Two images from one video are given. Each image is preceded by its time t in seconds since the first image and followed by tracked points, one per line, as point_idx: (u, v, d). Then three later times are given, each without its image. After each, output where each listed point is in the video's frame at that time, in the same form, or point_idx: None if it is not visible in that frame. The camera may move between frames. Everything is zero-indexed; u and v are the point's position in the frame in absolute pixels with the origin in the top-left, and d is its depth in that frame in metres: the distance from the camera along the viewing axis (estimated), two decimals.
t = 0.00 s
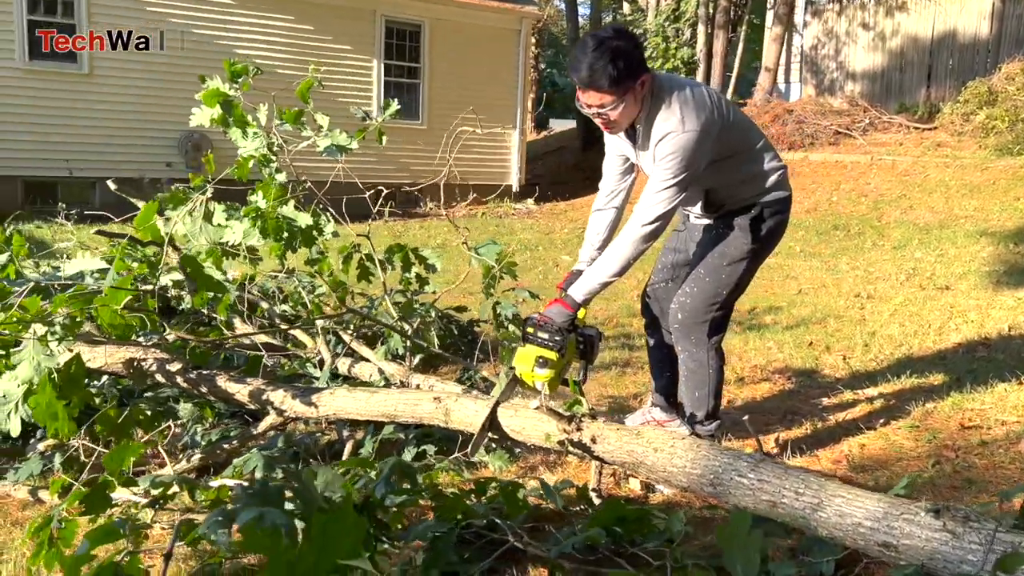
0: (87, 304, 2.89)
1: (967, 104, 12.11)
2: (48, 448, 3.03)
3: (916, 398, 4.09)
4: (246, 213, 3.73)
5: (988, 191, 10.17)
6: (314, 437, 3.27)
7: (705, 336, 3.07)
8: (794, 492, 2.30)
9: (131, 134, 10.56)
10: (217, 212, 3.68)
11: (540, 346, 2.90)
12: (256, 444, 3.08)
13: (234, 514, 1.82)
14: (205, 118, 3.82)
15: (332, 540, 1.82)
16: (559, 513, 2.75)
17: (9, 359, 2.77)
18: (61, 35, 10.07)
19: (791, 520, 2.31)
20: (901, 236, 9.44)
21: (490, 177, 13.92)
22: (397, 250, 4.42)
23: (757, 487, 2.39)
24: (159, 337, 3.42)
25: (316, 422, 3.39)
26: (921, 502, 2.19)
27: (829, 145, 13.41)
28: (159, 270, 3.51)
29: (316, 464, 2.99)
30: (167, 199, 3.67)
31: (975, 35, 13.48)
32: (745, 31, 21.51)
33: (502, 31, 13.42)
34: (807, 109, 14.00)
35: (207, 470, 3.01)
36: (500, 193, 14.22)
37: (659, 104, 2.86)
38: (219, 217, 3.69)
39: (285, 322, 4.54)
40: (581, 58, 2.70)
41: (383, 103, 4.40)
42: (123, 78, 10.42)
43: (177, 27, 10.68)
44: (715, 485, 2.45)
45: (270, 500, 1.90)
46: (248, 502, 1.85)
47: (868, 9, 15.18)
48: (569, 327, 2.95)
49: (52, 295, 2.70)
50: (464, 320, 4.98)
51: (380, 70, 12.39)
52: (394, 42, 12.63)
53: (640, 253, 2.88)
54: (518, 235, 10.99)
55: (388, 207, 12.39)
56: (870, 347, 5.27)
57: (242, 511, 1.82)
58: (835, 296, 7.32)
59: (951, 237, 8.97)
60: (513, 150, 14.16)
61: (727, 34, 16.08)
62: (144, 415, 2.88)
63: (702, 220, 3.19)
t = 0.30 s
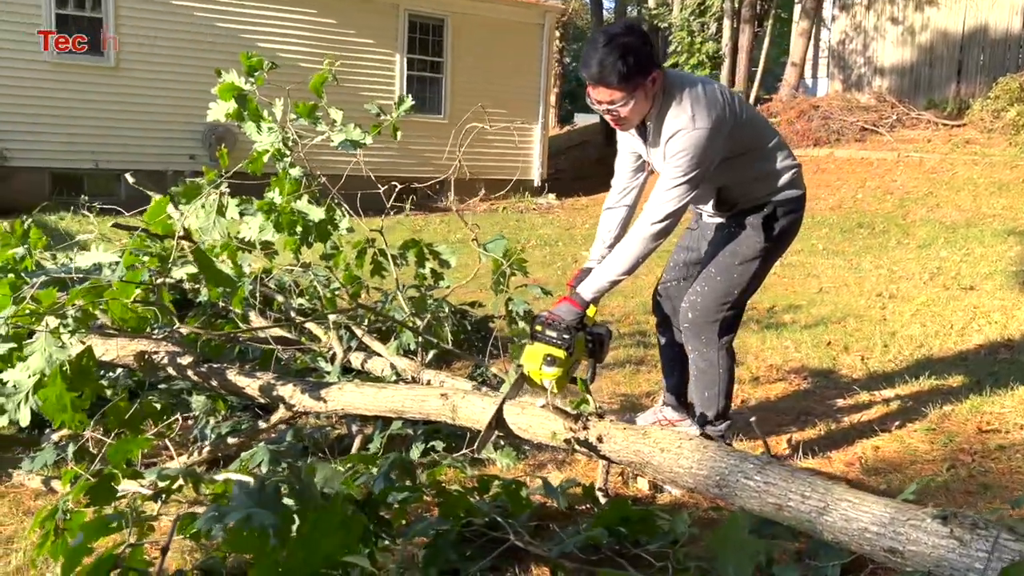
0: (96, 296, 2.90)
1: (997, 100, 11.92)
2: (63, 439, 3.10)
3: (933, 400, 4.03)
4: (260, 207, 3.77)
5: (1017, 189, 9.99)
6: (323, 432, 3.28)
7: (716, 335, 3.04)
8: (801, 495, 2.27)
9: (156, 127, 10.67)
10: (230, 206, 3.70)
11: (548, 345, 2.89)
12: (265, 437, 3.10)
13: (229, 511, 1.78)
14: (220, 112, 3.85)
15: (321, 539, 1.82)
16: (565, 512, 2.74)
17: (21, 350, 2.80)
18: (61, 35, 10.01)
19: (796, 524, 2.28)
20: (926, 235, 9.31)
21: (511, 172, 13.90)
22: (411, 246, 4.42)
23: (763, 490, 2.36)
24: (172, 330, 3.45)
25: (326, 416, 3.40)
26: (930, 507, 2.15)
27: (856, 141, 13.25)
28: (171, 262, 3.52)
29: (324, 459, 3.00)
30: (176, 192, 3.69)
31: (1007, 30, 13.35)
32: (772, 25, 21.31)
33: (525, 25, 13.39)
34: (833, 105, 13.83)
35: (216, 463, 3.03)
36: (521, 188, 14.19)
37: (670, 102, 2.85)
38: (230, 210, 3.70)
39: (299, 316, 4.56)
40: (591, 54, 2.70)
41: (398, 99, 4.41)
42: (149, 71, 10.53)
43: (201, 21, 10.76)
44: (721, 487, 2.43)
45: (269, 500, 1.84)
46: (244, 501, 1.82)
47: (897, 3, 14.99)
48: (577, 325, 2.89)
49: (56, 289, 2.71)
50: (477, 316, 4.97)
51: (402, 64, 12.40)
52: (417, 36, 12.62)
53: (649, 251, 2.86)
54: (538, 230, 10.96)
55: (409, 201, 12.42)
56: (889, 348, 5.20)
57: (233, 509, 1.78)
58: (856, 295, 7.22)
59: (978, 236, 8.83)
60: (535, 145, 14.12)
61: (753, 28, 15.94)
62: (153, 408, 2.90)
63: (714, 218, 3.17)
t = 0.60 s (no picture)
0: (107, 285, 2.94)
1: None
2: (79, 427, 3.17)
3: (951, 398, 3.97)
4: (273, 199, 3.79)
5: None
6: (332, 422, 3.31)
7: (724, 330, 3.02)
8: (805, 492, 2.25)
9: (181, 122, 10.78)
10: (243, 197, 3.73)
11: (555, 339, 2.90)
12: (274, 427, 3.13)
13: (210, 497, 1.68)
14: (235, 104, 3.88)
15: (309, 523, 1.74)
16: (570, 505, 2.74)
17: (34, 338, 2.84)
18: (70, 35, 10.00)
19: (802, 520, 2.26)
20: (951, 232, 9.18)
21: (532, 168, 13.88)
22: (425, 240, 4.43)
23: (767, 485, 2.34)
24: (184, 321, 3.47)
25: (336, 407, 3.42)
26: (936, 505, 2.12)
27: (881, 137, 13.10)
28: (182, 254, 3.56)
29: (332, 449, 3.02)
30: (189, 185, 3.74)
31: None
32: (798, 21, 21.12)
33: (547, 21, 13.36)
34: (858, 100, 13.67)
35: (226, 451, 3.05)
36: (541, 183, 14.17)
37: (679, 95, 2.84)
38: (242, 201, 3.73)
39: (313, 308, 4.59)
40: (599, 48, 2.68)
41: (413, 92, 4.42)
42: (175, 67, 10.65)
43: (226, 17, 10.84)
44: (725, 481, 2.41)
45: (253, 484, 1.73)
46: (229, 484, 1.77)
47: None
48: (585, 320, 2.94)
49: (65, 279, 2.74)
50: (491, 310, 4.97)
51: (424, 60, 12.42)
52: (440, 32, 12.64)
53: (657, 246, 2.85)
54: (557, 226, 10.94)
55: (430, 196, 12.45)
56: (908, 345, 5.13)
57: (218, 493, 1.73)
58: (877, 292, 7.14)
59: (1004, 234, 8.69)
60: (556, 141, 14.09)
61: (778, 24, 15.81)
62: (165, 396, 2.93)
63: (725, 213, 3.16)
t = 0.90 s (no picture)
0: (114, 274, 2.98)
1: None
2: (89, 415, 3.20)
3: (962, 394, 3.92)
4: (282, 191, 3.82)
5: None
6: (337, 413, 3.33)
7: (727, 323, 3.02)
8: (803, 484, 2.24)
9: (200, 118, 10.88)
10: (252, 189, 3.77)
11: (557, 332, 2.89)
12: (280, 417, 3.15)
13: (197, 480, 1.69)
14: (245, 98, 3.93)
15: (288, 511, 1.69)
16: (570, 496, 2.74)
17: (42, 327, 2.86)
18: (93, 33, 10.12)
19: (799, 513, 2.25)
20: (972, 228, 9.06)
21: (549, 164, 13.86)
22: (434, 233, 4.45)
23: (766, 478, 2.33)
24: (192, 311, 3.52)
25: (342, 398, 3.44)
26: (934, 499, 2.10)
27: (903, 133, 12.96)
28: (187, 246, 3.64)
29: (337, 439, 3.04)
30: (198, 177, 3.79)
31: None
32: (820, 16, 20.95)
33: (566, 16, 13.33)
34: (880, 95, 13.53)
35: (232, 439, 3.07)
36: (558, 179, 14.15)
37: (682, 89, 2.83)
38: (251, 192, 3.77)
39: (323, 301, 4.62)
40: (601, 41, 2.68)
41: (422, 86, 4.43)
42: (196, 64, 10.75)
43: (247, 13, 10.93)
44: (724, 474, 2.40)
45: (242, 467, 1.74)
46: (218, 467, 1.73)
47: None
48: (587, 314, 2.91)
49: (73, 270, 2.75)
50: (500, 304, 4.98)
51: (442, 56, 12.44)
52: (458, 28, 12.65)
53: (660, 239, 2.84)
54: (573, 222, 10.93)
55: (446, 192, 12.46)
56: (922, 341, 5.08)
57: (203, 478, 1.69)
58: (894, 288, 7.07)
59: None
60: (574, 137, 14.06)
61: (799, 18, 15.67)
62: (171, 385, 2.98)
63: (730, 206, 3.15)
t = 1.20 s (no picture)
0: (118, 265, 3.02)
1: None
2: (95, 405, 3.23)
3: (971, 388, 3.88)
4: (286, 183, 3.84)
5: None
6: (339, 405, 3.35)
7: (728, 315, 3.02)
8: (799, 475, 2.22)
9: (215, 114, 10.96)
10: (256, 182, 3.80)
11: (557, 323, 2.90)
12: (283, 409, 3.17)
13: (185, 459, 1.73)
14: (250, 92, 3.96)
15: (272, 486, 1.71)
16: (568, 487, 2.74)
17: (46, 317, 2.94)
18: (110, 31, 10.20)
19: (796, 504, 2.23)
20: (990, 223, 8.96)
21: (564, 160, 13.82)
22: (440, 226, 4.44)
23: (762, 469, 2.31)
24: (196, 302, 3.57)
25: (346, 390, 3.46)
26: (930, 490, 2.09)
27: (920, 127, 12.82)
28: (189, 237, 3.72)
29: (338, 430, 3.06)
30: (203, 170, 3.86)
31: None
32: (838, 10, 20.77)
33: (580, 11, 13.29)
34: (897, 90, 13.38)
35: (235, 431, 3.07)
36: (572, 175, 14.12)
37: (683, 80, 2.81)
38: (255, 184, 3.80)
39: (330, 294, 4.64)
40: (601, 33, 2.66)
41: (427, 80, 4.44)
42: (211, 61, 10.82)
43: (261, 10, 10.98)
44: (721, 465, 2.39)
45: (226, 449, 1.77)
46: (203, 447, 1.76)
47: None
48: (588, 305, 2.90)
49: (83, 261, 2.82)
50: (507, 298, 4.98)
51: (456, 52, 12.44)
52: (472, 23, 12.65)
53: (661, 232, 2.83)
54: (586, 217, 10.90)
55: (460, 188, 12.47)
56: (932, 335, 5.03)
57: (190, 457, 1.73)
58: (907, 283, 7.00)
59: None
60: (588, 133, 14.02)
61: (817, 12, 15.53)
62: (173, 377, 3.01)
63: (732, 198, 3.13)
